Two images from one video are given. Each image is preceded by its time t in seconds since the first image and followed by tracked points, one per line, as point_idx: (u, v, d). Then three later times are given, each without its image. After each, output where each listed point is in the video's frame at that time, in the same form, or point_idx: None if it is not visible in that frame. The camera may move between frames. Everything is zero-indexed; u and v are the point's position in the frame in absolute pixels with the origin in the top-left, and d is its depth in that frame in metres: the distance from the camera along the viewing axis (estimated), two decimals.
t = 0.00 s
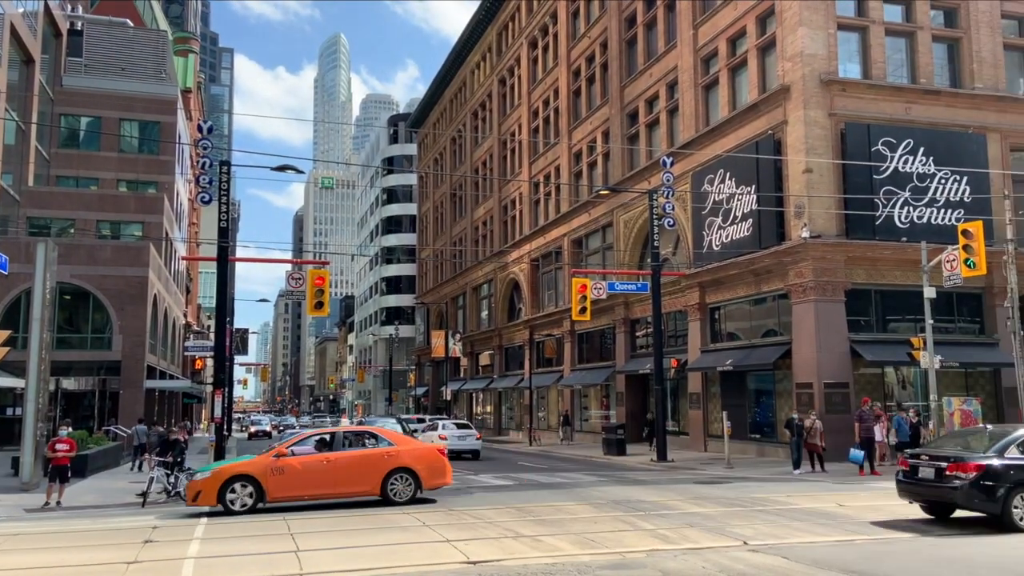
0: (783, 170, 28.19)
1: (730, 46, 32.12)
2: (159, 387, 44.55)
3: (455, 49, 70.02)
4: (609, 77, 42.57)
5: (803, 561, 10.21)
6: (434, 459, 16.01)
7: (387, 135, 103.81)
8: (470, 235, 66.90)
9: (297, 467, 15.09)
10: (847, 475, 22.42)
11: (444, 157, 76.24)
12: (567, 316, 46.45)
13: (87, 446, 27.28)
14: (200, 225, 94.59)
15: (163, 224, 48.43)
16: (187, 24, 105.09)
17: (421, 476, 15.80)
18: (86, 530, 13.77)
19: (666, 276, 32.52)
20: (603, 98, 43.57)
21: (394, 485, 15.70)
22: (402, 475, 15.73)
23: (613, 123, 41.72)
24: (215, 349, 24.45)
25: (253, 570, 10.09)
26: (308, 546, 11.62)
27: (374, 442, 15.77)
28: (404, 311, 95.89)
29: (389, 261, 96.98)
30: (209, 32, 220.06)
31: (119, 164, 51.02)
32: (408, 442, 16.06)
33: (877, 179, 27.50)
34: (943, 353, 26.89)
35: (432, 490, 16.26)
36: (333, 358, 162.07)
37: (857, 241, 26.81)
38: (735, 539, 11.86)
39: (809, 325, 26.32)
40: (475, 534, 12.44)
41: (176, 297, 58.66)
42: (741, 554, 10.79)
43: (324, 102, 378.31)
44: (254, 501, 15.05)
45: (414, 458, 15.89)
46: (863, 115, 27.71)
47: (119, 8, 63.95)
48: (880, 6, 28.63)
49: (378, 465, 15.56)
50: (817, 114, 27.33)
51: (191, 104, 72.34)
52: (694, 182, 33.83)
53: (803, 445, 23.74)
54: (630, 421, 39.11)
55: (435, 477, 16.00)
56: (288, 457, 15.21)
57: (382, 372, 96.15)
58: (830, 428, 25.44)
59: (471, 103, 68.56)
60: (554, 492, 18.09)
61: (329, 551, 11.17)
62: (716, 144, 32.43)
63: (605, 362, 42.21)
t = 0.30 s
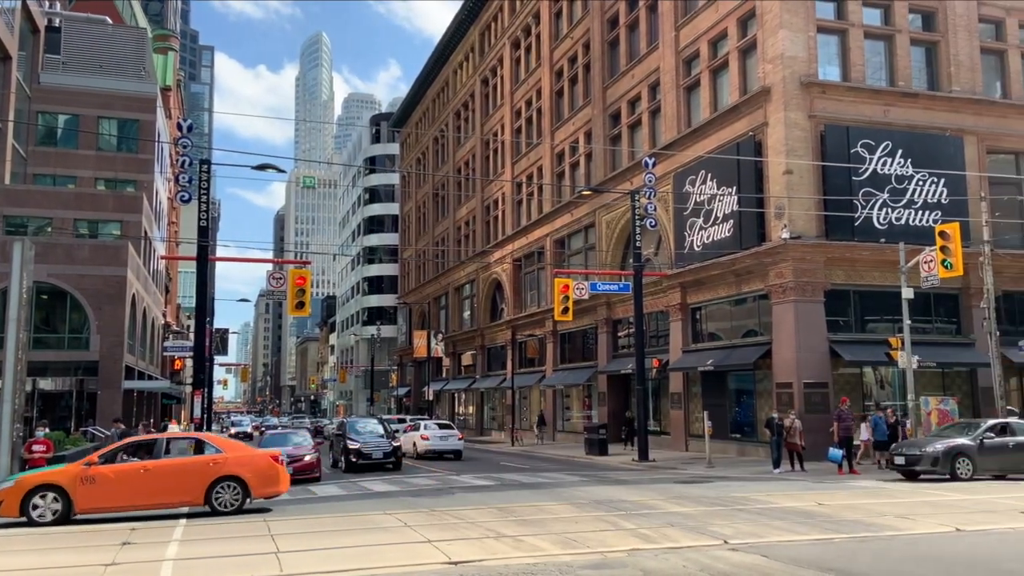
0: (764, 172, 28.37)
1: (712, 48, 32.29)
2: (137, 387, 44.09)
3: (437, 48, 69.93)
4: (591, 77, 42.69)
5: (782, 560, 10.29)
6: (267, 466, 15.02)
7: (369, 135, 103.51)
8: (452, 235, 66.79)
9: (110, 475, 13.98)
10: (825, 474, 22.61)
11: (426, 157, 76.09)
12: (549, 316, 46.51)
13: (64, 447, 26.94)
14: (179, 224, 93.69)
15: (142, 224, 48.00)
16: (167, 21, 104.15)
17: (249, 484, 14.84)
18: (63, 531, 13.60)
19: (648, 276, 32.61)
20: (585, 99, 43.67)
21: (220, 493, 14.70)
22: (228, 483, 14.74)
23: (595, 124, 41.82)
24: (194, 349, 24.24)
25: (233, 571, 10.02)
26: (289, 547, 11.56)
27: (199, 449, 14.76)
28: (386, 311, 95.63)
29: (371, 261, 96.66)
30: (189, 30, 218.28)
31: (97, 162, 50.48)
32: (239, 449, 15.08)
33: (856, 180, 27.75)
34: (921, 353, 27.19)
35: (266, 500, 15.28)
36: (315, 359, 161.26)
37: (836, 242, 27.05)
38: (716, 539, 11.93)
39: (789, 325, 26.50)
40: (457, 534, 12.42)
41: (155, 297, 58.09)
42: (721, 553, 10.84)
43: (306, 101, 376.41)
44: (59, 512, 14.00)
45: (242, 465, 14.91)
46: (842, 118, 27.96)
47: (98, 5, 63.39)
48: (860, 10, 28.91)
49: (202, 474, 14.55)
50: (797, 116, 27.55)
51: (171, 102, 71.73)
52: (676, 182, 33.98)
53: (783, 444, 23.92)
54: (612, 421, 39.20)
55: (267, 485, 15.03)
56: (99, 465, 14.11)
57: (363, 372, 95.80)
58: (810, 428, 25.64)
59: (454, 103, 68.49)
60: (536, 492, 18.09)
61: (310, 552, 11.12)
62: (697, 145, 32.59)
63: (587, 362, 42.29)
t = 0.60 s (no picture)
0: (744, 173, 28.56)
1: (693, 49, 32.47)
2: (114, 388, 43.59)
3: (419, 47, 69.77)
4: (573, 77, 42.77)
5: (761, 558, 10.35)
6: (75, 476, 14.70)
7: (350, 133, 103.09)
8: (434, 235, 66.65)
9: None
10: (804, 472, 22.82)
11: (408, 157, 75.89)
12: (531, 316, 46.55)
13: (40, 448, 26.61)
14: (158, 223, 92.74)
15: (120, 223, 47.54)
16: (146, 17, 103.14)
17: (57, 494, 14.52)
18: (38, 534, 13.42)
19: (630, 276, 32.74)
20: (568, 98, 43.74)
21: (22, 504, 14.33)
22: (35, 493, 14.42)
23: (577, 124, 41.90)
24: (173, 349, 24.06)
25: (212, 573, 9.93)
26: (268, 548, 11.49)
27: (1, 458, 14.37)
28: (368, 311, 95.31)
29: (353, 261, 96.30)
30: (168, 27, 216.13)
31: (74, 161, 49.65)
32: (49, 456, 14.73)
33: (834, 181, 27.98)
34: (898, 353, 27.48)
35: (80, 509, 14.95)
36: (295, 359, 160.40)
37: (815, 242, 27.28)
38: (695, 536, 11.99)
39: (768, 326, 26.72)
40: (438, 534, 12.40)
41: (133, 297, 57.48)
42: (701, 552, 10.89)
43: (287, 100, 374.23)
44: None
45: (50, 475, 14.56)
46: (821, 119, 28.19)
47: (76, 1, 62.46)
48: (839, 12, 29.16)
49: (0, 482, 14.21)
50: (777, 117, 27.74)
51: (149, 100, 70.93)
52: (657, 183, 34.13)
53: (762, 443, 24.11)
54: (593, 420, 39.27)
55: (77, 496, 14.71)
56: None
57: (344, 372, 95.36)
58: (788, 427, 25.83)
59: (435, 102, 68.39)
60: (517, 492, 18.10)
61: (290, 553, 11.06)
62: (679, 146, 32.73)
63: (569, 362, 42.39)
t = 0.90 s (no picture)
0: (724, 173, 28.73)
1: (674, 50, 32.61)
2: (91, 387, 43.10)
3: (401, 46, 69.58)
4: (555, 77, 42.81)
5: (739, 556, 10.42)
6: None
7: (331, 132, 102.54)
8: (415, 234, 66.49)
9: None
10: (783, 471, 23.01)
11: (389, 156, 75.64)
12: (512, 315, 46.56)
13: (14, 449, 26.24)
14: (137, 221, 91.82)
15: (97, 220, 47.05)
16: (124, 14, 102.02)
17: None
18: (12, 536, 13.25)
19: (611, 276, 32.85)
20: (549, 98, 43.79)
21: None
22: None
23: (559, 124, 41.97)
24: (150, 349, 23.85)
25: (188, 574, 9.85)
26: (247, 549, 11.41)
27: None
28: (349, 311, 94.89)
29: (333, 260, 95.89)
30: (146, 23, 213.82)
31: (51, 157, 48.89)
32: None
33: (813, 182, 28.20)
34: (875, 352, 27.77)
35: None
36: (275, 358, 159.41)
37: (794, 243, 27.51)
38: (674, 535, 12.04)
39: (747, 326, 26.88)
40: (418, 534, 12.36)
41: (109, 296, 56.84)
42: (680, 550, 10.94)
43: (267, 98, 371.72)
44: None
45: None
46: (800, 120, 28.42)
47: None
48: (818, 14, 29.38)
49: None
50: (756, 118, 27.93)
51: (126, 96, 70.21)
52: (638, 183, 34.25)
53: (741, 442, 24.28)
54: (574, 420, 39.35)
55: None
56: None
57: (325, 372, 94.85)
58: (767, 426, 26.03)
59: (417, 101, 68.22)
60: (498, 491, 18.09)
61: (268, 554, 10.99)
62: (659, 147, 32.88)
63: (550, 361, 42.48)
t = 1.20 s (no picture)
0: (703, 174, 28.92)
1: (653, 52, 32.76)
2: (63, 387, 42.50)
3: (381, 45, 69.32)
4: (535, 77, 42.86)
5: (716, 555, 10.49)
6: None
7: (310, 130, 101.94)
8: (395, 233, 66.30)
9: None
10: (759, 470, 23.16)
11: (369, 154, 75.33)
12: (492, 315, 46.56)
13: None
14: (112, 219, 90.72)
15: (71, 218, 46.45)
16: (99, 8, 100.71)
17: None
18: None
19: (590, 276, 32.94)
20: (529, 98, 43.83)
21: None
22: None
23: (539, 124, 42.02)
24: (125, 348, 23.57)
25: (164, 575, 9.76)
26: (224, 550, 11.32)
27: None
28: (327, 310, 94.41)
29: (312, 259, 95.41)
30: (122, 19, 211.29)
31: (24, 153, 48.21)
32: None
33: (790, 184, 28.49)
34: (851, 353, 28.09)
35: None
36: (252, 357, 158.23)
37: (771, 244, 27.77)
38: (652, 535, 12.09)
39: (726, 326, 27.05)
40: (396, 534, 12.33)
41: (83, 294, 56.12)
42: (658, 549, 11.00)
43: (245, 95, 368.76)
44: None
45: None
46: (777, 123, 28.67)
47: None
48: (795, 18, 29.65)
49: None
50: (735, 120, 28.13)
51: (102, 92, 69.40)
52: (617, 183, 34.37)
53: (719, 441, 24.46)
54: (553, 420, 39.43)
55: None
56: None
57: (303, 371, 94.26)
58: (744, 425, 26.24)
59: (397, 100, 68.01)
60: (477, 491, 18.05)
61: (246, 555, 10.91)
62: (639, 148, 33.02)
63: (529, 361, 42.52)
